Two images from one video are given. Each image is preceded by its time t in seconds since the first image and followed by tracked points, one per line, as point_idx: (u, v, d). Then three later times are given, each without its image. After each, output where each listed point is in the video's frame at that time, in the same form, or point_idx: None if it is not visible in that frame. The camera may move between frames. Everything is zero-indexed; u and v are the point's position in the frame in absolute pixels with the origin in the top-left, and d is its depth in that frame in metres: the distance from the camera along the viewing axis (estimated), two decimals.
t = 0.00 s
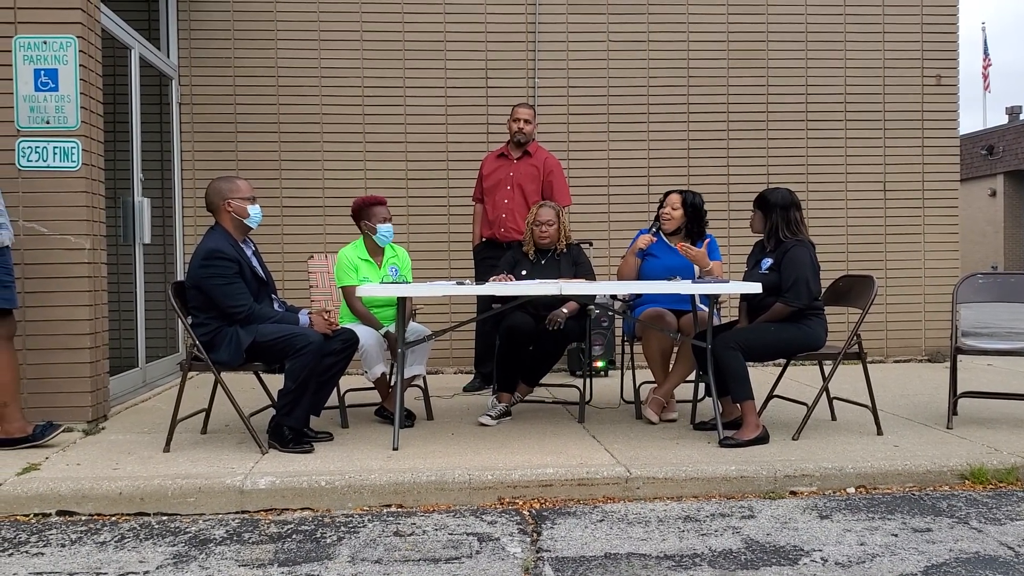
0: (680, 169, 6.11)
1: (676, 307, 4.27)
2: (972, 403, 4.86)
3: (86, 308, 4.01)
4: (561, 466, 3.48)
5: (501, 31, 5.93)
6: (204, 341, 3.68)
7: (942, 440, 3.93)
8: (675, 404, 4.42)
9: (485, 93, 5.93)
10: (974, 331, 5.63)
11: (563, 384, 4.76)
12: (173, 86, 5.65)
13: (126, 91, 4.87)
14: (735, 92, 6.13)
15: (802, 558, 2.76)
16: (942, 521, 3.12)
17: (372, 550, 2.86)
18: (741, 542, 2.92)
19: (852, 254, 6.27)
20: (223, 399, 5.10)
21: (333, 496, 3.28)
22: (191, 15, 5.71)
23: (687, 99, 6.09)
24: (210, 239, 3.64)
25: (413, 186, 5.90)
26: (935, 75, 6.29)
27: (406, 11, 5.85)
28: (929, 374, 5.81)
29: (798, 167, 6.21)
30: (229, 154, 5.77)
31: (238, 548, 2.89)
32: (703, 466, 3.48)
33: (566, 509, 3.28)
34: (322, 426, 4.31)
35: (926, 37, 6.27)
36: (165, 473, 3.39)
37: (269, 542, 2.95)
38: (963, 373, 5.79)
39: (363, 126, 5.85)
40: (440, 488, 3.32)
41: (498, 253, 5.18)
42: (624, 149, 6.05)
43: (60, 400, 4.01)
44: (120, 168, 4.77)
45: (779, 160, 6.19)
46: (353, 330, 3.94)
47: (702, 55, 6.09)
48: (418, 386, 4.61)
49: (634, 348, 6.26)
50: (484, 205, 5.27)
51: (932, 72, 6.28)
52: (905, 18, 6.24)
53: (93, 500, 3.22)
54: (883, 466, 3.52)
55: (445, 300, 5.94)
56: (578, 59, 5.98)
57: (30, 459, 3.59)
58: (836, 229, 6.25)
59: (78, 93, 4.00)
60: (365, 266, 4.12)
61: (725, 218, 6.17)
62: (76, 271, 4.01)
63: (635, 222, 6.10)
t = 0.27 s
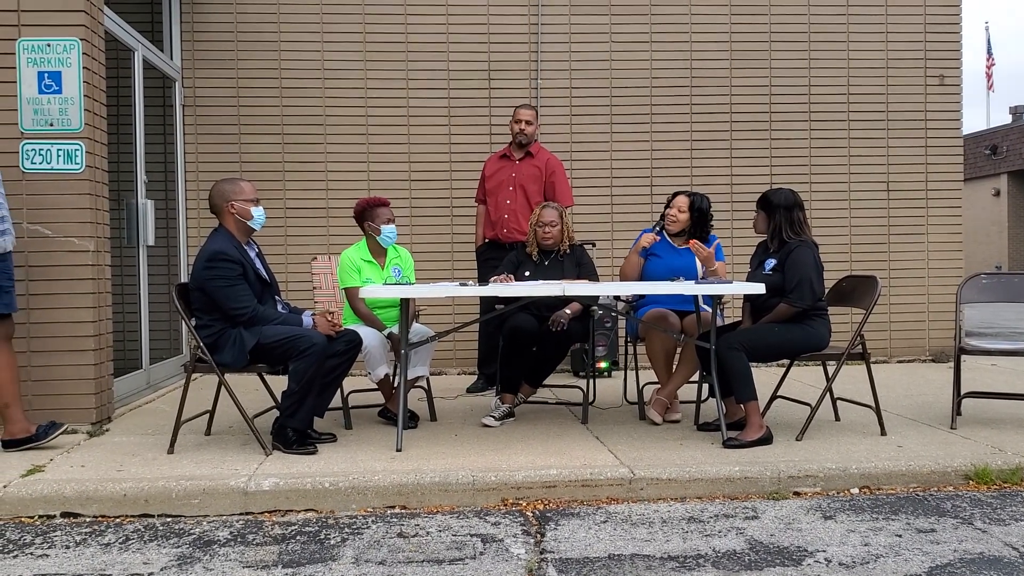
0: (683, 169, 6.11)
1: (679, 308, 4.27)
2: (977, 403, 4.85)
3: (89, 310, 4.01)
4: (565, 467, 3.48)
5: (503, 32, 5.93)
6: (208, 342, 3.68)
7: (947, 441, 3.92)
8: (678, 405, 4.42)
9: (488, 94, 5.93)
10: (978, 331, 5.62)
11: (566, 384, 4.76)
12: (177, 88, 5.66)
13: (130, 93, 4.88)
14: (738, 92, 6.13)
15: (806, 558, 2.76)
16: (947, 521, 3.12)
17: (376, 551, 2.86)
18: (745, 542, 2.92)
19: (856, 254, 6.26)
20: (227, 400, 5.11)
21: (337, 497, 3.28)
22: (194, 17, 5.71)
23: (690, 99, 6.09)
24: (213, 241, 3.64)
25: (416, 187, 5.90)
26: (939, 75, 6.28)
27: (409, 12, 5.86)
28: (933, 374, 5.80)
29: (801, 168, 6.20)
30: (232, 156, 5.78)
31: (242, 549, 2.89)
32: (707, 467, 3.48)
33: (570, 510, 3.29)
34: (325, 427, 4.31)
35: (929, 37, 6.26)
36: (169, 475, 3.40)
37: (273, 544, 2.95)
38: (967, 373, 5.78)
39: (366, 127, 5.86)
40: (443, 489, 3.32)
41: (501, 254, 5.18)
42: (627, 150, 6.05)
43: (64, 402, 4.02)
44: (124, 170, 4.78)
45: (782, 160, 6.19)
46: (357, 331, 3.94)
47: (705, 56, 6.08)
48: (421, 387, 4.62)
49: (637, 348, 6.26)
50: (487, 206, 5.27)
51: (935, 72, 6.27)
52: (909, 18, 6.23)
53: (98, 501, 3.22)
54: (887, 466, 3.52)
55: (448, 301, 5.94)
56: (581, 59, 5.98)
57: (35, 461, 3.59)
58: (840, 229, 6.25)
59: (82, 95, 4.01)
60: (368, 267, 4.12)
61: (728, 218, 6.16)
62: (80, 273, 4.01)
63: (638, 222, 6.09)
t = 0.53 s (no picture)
0: (685, 169, 6.10)
1: (682, 308, 4.26)
2: (980, 403, 4.84)
3: (92, 310, 4.02)
4: (567, 467, 3.48)
5: (506, 32, 5.93)
6: (211, 342, 3.69)
7: (950, 441, 3.92)
8: (681, 405, 4.42)
9: (491, 95, 5.94)
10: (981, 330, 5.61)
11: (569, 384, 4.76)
12: (179, 89, 5.66)
13: (133, 94, 4.89)
14: (741, 92, 6.12)
15: (809, 558, 2.76)
16: (950, 521, 3.12)
17: (379, 552, 2.87)
18: (748, 542, 2.92)
19: (859, 254, 6.26)
20: (230, 400, 5.11)
21: (340, 497, 3.29)
22: (196, 18, 5.72)
23: (692, 99, 6.09)
24: (216, 241, 3.65)
25: (418, 188, 5.90)
26: (942, 75, 6.27)
27: (411, 13, 5.86)
28: (936, 374, 5.80)
29: (804, 168, 6.20)
30: (234, 156, 5.79)
31: (245, 549, 2.90)
32: (710, 467, 3.48)
33: (573, 510, 3.29)
34: (328, 427, 4.32)
35: (932, 37, 6.25)
36: (173, 475, 3.40)
37: (276, 544, 2.95)
38: (970, 373, 5.77)
39: (369, 128, 5.86)
40: (446, 489, 3.33)
41: (503, 254, 5.18)
42: (630, 150, 6.05)
43: (66, 403, 4.02)
44: (127, 171, 4.79)
45: (785, 160, 6.19)
46: (360, 332, 3.95)
47: (707, 56, 6.08)
48: (424, 388, 4.62)
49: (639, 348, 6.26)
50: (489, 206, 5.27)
51: (938, 72, 6.27)
52: (912, 17, 6.23)
53: (101, 502, 3.23)
54: (890, 466, 3.51)
55: (451, 301, 5.94)
56: (584, 60, 5.98)
57: (38, 461, 3.60)
58: (842, 229, 6.24)
59: (85, 96, 4.02)
60: (371, 267, 4.13)
61: (731, 218, 6.16)
62: (83, 273, 4.02)
63: (640, 223, 6.09)
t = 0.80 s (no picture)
0: (688, 169, 6.10)
1: (685, 308, 4.26)
2: (983, 402, 4.84)
3: (95, 311, 4.02)
4: (570, 467, 3.48)
5: (508, 32, 5.93)
6: (213, 343, 3.69)
7: (953, 440, 3.91)
8: (683, 405, 4.41)
9: (493, 95, 5.94)
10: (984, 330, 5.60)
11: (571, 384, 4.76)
12: (181, 90, 5.67)
13: (135, 95, 4.90)
14: (743, 92, 6.12)
15: (812, 558, 2.76)
16: (953, 521, 3.11)
17: (381, 551, 2.87)
18: (750, 542, 2.92)
19: (861, 253, 6.25)
20: (233, 400, 5.12)
21: (342, 497, 3.29)
22: (198, 19, 5.73)
23: (694, 99, 6.08)
24: (219, 241, 3.65)
25: (420, 188, 5.91)
26: (944, 74, 6.27)
27: (414, 13, 5.86)
28: (939, 373, 5.79)
29: (806, 167, 6.20)
30: (237, 156, 5.79)
31: (248, 549, 2.90)
32: (712, 467, 3.48)
33: (575, 510, 3.28)
34: (331, 427, 4.31)
35: (934, 36, 6.25)
36: (175, 475, 3.40)
37: (278, 544, 2.95)
38: (973, 373, 5.76)
39: (371, 128, 5.86)
40: (448, 489, 3.32)
41: (505, 254, 5.17)
42: (632, 150, 6.05)
43: (69, 403, 4.03)
44: (129, 171, 4.80)
45: (787, 160, 6.18)
46: (362, 332, 3.95)
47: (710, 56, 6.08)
48: (426, 388, 4.61)
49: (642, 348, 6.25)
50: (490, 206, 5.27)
51: (940, 71, 6.26)
52: (914, 17, 6.22)
53: (103, 502, 3.23)
54: (892, 466, 3.51)
55: (453, 301, 5.94)
56: (585, 59, 5.98)
57: (41, 461, 3.61)
58: (845, 228, 6.24)
59: (87, 97, 4.02)
60: (373, 267, 4.13)
61: (733, 218, 6.16)
62: (86, 274, 4.02)
63: (643, 223, 6.09)
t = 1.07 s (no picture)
0: (690, 168, 6.10)
1: (687, 307, 4.26)
2: (986, 402, 4.83)
3: (98, 311, 4.03)
4: (572, 466, 3.48)
5: (510, 32, 5.93)
6: (216, 343, 3.70)
7: (956, 440, 3.91)
8: (686, 404, 4.41)
9: (495, 94, 5.94)
10: (987, 329, 5.59)
11: (573, 384, 4.76)
12: (184, 90, 5.67)
13: (137, 95, 4.90)
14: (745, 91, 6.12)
15: (814, 557, 2.75)
16: (956, 520, 3.11)
17: (384, 551, 2.87)
18: (753, 542, 2.92)
19: (864, 253, 6.25)
20: (235, 400, 5.12)
21: (345, 497, 3.29)
22: (201, 19, 5.73)
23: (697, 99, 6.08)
24: (221, 242, 3.65)
25: (423, 188, 5.91)
26: (947, 73, 6.26)
27: (416, 13, 5.86)
28: (941, 373, 5.79)
29: (808, 166, 6.19)
30: (239, 156, 5.79)
31: (250, 549, 2.90)
32: (715, 466, 3.48)
33: (578, 509, 3.28)
34: (333, 427, 4.32)
35: (936, 35, 6.24)
36: (177, 475, 3.41)
37: (281, 543, 2.96)
38: (976, 372, 5.76)
39: (373, 127, 5.87)
40: (451, 489, 3.33)
41: (507, 254, 5.17)
42: (634, 149, 6.05)
43: (72, 403, 4.03)
44: (132, 172, 4.80)
45: (790, 159, 6.18)
46: (365, 331, 3.95)
47: (712, 55, 6.07)
48: (429, 387, 4.62)
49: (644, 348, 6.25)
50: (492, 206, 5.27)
51: (943, 70, 6.26)
52: (917, 15, 6.22)
53: (106, 502, 3.24)
54: (895, 465, 3.51)
55: (455, 301, 5.94)
56: (587, 59, 5.98)
57: (44, 461, 3.61)
58: (847, 227, 6.23)
59: (89, 97, 4.03)
60: (375, 267, 4.13)
61: (735, 217, 6.15)
62: (88, 274, 4.03)
63: (645, 222, 6.09)
